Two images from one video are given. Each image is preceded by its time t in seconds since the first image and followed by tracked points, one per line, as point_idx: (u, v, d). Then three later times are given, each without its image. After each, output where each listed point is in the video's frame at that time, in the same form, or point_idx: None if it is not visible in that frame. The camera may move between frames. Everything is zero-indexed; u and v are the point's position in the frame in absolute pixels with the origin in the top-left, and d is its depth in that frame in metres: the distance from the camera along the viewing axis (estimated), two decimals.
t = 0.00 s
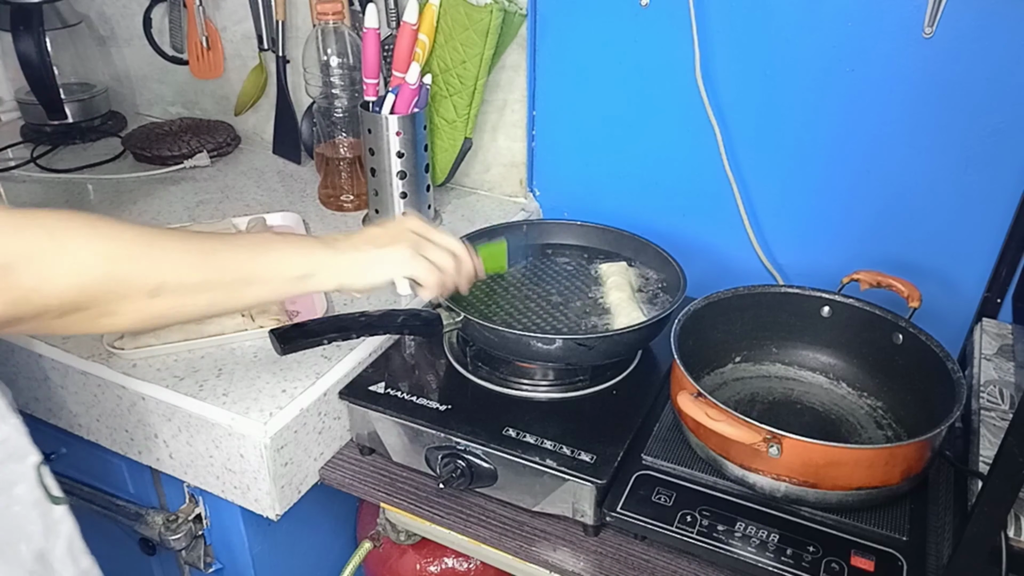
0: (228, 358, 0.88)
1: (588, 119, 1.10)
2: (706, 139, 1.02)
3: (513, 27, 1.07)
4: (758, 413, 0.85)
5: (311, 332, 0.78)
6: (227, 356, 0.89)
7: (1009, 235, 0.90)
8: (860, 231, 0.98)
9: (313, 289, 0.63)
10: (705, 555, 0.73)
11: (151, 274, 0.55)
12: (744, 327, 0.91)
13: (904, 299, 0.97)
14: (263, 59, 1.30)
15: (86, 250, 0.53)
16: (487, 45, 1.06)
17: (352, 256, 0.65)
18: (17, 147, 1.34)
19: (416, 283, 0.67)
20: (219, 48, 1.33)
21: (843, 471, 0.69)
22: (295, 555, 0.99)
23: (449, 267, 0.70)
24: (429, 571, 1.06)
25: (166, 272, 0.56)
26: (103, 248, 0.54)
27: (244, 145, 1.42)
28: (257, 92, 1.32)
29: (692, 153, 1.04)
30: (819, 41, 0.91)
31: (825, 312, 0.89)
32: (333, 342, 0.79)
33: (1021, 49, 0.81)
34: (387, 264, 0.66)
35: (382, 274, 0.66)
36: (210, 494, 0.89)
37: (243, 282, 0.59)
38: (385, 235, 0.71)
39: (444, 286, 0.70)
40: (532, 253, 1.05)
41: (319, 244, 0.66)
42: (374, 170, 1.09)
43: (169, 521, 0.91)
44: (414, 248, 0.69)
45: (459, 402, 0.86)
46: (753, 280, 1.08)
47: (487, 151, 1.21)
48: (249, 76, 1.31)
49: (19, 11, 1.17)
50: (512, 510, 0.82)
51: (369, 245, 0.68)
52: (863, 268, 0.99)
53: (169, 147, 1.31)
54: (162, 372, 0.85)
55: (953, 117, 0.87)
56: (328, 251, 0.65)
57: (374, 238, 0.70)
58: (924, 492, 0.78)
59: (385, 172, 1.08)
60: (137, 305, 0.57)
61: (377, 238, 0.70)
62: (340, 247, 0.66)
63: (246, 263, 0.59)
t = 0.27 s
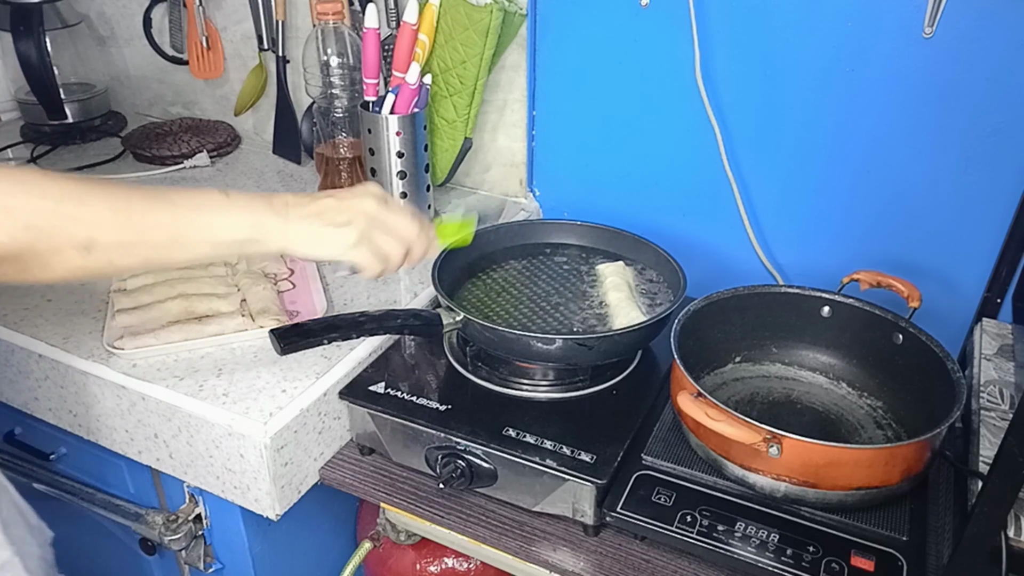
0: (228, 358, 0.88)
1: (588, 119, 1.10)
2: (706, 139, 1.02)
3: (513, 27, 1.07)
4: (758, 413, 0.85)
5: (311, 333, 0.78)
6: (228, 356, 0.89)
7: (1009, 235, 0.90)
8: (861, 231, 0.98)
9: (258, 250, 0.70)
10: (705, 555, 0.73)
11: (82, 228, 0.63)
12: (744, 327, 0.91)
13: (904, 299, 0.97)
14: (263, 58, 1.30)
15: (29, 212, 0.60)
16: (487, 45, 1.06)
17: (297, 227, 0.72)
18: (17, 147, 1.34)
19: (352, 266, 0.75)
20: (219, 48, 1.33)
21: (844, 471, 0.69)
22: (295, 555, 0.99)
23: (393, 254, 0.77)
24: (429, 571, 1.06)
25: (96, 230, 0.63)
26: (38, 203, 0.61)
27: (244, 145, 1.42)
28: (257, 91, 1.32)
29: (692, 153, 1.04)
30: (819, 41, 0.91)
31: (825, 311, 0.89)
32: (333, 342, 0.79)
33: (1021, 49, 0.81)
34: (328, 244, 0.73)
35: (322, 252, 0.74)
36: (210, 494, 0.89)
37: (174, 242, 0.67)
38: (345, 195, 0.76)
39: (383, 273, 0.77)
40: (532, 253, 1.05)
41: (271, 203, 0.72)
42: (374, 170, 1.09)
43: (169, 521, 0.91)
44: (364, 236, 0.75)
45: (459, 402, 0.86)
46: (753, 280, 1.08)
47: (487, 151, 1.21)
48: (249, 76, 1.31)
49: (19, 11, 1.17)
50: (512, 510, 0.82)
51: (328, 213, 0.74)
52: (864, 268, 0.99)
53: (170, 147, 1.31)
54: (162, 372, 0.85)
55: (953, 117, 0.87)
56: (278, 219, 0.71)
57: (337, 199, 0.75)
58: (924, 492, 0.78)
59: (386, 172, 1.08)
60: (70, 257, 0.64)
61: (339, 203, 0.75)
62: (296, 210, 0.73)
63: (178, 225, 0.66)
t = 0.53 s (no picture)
0: (228, 358, 0.88)
1: (587, 119, 1.10)
2: (707, 139, 1.02)
3: (513, 27, 1.07)
4: (758, 413, 0.85)
5: (311, 332, 0.78)
6: (228, 356, 0.89)
7: (1009, 236, 0.90)
8: (861, 232, 0.98)
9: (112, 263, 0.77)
10: (705, 555, 0.73)
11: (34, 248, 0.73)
12: (744, 327, 0.91)
13: (905, 300, 0.97)
14: (263, 59, 1.30)
15: None
16: (487, 45, 1.06)
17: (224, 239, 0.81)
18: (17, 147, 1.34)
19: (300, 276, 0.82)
20: (219, 48, 1.33)
21: (844, 471, 0.69)
22: (295, 555, 0.99)
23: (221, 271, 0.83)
24: (429, 571, 1.06)
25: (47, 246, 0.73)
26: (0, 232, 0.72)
27: (244, 145, 1.42)
28: (257, 91, 1.32)
29: (692, 153, 1.04)
30: (820, 42, 0.91)
31: (825, 311, 0.89)
32: (333, 342, 0.79)
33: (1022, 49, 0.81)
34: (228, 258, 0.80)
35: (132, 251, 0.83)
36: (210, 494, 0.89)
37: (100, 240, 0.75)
38: (205, 229, 0.78)
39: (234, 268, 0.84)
40: (533, 253, 1.05)
41: (162, 228, 0.77)
42: (374, 170, 1.09)
43: (169, 521, 0.91)
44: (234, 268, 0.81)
45: (459, 402, 0.86)
46: (754, 280, 1.08)
47: (487, 151, 1.21)
48: (249, 76, 1.31)
49: (20, 10, 1.17)
50: (512, 510, 0.82)
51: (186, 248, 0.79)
52: (864, 268, 0.99)
53: (169, 147, 1.31)
54: (162, 372, 0.85)
55: (953, 117, 0.87)
56: (158, 245, 0.77)
57: (206, 234, 0.78)
58: (924, 492, 0.78)
59: (385, 172, 1.08)
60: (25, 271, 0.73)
61: (209, 242, 0.79)
62: (170, 245, 0.78)
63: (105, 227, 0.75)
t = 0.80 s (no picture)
0: (229, 358, 0.88)
1: (587, 119, 1.10)
2: (707, 139, 1.02)
3: (513, 27, 1.07)
4: (758, 412, 0.85)
5: (311, 332, 0.78)
6: (228, 356, 0.89)
7: (1009, 236, 0.90)
8: (862, 232, 0.98)
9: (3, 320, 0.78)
10: (706, 555, 0.73)
11: None
12: (744, 326, 0.91)
13: (905, 300, 0.97)
14: (263, 58, 1.30)
15: None
16: (487, 45, 1.06)
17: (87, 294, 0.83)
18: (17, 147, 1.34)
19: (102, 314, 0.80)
20: (219, 48, 1.33)
21: (844, 471, 0.69)
22: (295, 555, 0.99)
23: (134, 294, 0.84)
24: (429, 571, 1.06)
25: None
26: None
27: (244, 145, 1.42)
28: (257, 92, 1.32)
29: (693, 153, 1.04)
30: (820, 42, 0.91)
31: (824, 312, 0.89)
32: (333, 342, 0.79)
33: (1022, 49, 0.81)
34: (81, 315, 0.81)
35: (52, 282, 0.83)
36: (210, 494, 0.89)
37: None
38: (88, 272, 0.77)
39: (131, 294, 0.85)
40: (533, 253, 1.05)
41: (60, 265, 0.76)
42: (374, 170, 1.09)
43: (169, 521, 0.91)
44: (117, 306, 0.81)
45: (459, 402, 0.86)
46: (754, 280, 1.08)
47: (487, 151, 1.21)
48: (249, 77, 1.31)
49: (19, 10, 1.17)
50: (512, 510, 0.82)
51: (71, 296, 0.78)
52: (864, 268, 0.99)
53: (169, 147, 1.31)
54: (162, 372, 0.85)
55: (953, 117, 0.87)
56: (46, 290, 0.76)
57: (86, 281, 0.77)
58: (924, 492, 0.78)
59: (385, 172, 1.08)
60: None
61: (92, 288, 0.78)
62: (54, 293, 0.77)
63: None
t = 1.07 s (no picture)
0: (229, 358, 0.88)
1: (587, 119, 1.10)
2: (707, 139, 1.02)
3: (513, 27, 1.07)
4: (758, 412, 0.85)
5: (311, 332, 0.78)
6: (228, 356, 0.89)
7: (1009, 236, 0.90)
8: (861, 231, 0.98)
9: None
10: (705, 555, 0.73)
11: None
12: (744, 326, 0.91)
13: (905, 299, 0.97)
14: (263, 58, 1.30)
15: None
16: (487, 45, 1.06)
17: None
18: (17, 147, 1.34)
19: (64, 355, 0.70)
20: (219, 48, 1.33)
21: (844, 471, 0.69)
22: (296, 555, 0.99)
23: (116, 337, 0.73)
24: (429, 571, 1.06)
25: None
26: None
27: (244, 145, 1.42)
28: (257, 92, 1.32)
29: (693, 153, 1.04)
30: (820, 42, 0.91)
31: (825, 312, 0.89)
32: (333, 342, 0.79)
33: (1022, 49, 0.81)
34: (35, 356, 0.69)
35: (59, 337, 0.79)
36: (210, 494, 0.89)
37: None
38: (35, 301, 0.68)
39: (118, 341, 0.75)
40: (533, 253, 1.05)
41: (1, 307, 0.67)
42: (374, 170, 1.09)
43: (169, 521, 0.91)
44: (81, 340, 0.70)
45: (459, 403, 0.86)
46: (754, 280, 1.08)
47: (487, 151, 1.21)
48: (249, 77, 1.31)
49: (19, 10, 1.17)
50: (512, 510, 0.82)
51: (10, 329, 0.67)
52: (864, 268, 0.99)
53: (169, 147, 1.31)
54: (162, 372, 0.85)
55: (953, 117, 0.87)
56: None
57: (33, 307, 0.68)
58: (924, 492, 0.78)
59: (385, 172, 1.08)
60: None
61: (41, 316, 0.68)
62: None
63: None
